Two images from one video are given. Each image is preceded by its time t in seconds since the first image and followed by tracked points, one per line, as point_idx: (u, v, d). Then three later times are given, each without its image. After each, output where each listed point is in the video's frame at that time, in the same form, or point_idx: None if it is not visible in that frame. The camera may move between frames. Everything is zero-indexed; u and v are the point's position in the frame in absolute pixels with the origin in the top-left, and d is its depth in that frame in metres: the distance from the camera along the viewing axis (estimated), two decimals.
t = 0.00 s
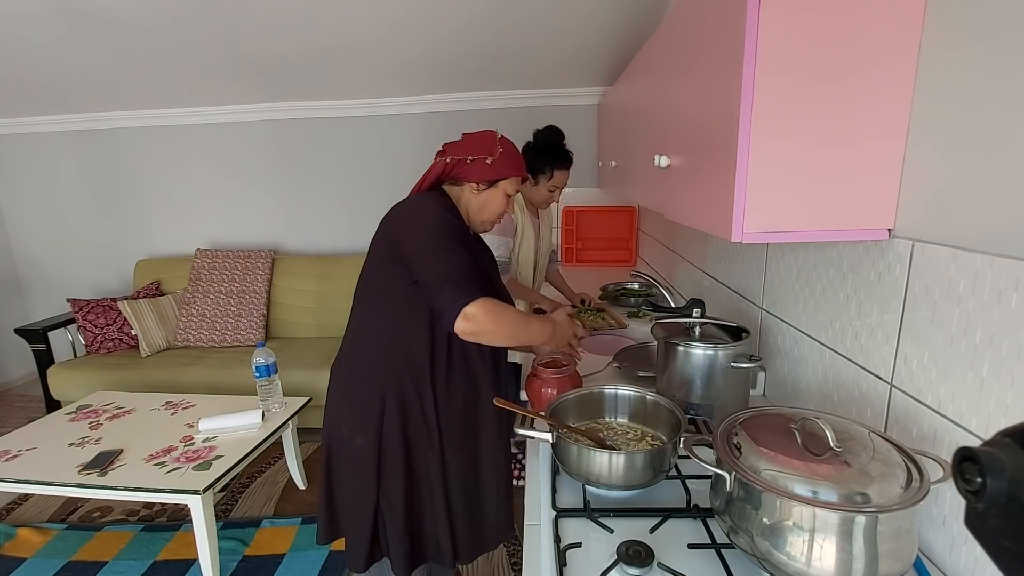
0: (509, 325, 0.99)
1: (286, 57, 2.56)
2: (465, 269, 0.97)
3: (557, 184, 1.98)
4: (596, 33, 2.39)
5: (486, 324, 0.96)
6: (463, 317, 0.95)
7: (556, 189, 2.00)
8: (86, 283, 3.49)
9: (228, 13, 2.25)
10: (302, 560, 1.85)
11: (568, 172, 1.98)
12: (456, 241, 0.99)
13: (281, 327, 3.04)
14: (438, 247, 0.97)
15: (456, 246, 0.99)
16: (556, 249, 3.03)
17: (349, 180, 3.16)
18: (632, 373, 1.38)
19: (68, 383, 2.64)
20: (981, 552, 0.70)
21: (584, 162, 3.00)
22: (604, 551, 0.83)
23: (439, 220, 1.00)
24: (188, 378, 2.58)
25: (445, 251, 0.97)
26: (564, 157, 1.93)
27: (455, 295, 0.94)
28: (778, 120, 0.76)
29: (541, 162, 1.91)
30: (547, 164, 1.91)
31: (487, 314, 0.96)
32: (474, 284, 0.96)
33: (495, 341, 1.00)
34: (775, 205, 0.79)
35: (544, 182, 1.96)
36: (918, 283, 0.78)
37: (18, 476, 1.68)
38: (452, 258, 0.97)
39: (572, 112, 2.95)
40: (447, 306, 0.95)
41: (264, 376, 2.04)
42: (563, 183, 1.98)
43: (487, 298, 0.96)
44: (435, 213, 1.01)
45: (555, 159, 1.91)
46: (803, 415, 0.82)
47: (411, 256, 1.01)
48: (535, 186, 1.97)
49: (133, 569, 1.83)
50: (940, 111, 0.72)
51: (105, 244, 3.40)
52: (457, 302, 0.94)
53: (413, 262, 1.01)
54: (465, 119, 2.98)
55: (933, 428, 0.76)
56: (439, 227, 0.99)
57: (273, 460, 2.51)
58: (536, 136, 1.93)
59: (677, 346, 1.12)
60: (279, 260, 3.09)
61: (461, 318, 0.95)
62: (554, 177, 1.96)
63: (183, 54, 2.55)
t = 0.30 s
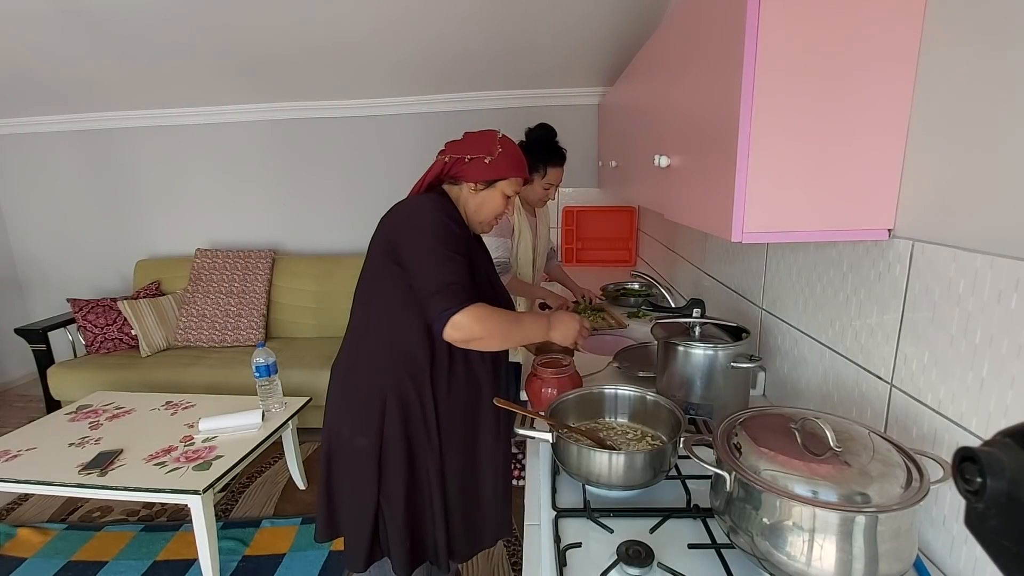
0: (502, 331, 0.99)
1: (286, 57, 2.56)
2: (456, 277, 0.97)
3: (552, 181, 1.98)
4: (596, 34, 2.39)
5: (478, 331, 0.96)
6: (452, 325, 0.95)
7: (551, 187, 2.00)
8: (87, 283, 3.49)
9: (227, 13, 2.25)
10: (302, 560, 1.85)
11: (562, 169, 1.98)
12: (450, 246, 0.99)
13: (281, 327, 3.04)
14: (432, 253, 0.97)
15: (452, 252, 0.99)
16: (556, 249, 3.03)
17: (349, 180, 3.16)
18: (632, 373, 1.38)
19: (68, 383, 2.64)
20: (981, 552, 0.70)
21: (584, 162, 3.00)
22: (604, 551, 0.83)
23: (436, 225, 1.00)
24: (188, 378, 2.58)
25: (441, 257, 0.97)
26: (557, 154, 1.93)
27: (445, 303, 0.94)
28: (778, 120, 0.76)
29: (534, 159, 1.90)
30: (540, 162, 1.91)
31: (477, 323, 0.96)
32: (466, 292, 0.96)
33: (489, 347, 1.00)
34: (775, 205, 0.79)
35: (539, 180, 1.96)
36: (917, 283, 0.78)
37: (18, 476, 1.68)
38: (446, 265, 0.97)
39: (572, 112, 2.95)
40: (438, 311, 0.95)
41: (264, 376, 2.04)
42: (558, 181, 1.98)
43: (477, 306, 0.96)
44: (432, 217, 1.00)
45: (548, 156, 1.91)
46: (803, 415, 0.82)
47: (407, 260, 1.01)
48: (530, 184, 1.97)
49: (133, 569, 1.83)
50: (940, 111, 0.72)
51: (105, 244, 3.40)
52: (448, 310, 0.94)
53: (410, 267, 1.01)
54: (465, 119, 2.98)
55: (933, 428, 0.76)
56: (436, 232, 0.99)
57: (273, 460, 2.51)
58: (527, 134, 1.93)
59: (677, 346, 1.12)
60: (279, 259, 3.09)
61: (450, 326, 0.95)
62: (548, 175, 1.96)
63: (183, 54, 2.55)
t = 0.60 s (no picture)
0: (471, 338, 0.98)
1: (285, 57, 2.56)
2: (432, 276, 0.96)
3: (552, 181, 1.98)
4: (596, 33, 2.39)
5: (446, 334, 0.95)
6: (419, 324, 0.95)
7: (551, 186, 1.99)
8: (87, 283, 3.49)
9: (227, 13, 2.25)
10: (302, 560, 1.85)
11: (562, 169, 1.97)
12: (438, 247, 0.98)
13: (281, 327, 3.04)
14: (417, 254, 0.97)
15: (440, 254, 0.98)
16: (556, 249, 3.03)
17: (349, 180, 3.15)
18: (632, 373, 1.38)
19: (68, 383, 2.64)
20: (981, 552, 0.70)
21: (584, 162, 3.00)
22: (604, 550, 0.83)
23: (425, 227, 0.99)
24: (188, 378, 2.58)
25: (427, 258, 0.97)
26: (557, 154, 1.93)
27: (420, 302, 0.94)
28: (778, 120, 0.76)
29: (534, 159, 1.90)
30: (541, 162, 1.91)
31: (446, 326, 0.95)
32: (442, 291, 0.96)
33: (458, 350, 0.99)
34: (775, 205, 0.79)
35: (539, 179, 1.95)
36: (917, 283, 0.78)
37: (18, 476, 1.68)
38: (428, 265, 0.96)
39: (572, 112, 2.95)
40: (409, 307, 0.94)
41: (264, 376, 2.04)
42: (559, 180, 1.97)
43: (448, 307, 0.95)
44: (426, 219, 1.00)
45: (547, 156, 1.90)
46: (803, 415, 0.82)
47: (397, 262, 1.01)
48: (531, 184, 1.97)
49: (133, 569, 1.83)
50: (941, 110, 0.72)
51: (105, 244, 3.40)
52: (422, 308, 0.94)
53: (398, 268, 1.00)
54: (465, 119, 2.98)
55: (933, 428, 0.76)
56: (428, 234, 0.99)
57: (273, 460, 2.51)
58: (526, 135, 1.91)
59: (677, 346, 1.12)
60: (279, 259, 3.09)
61: (419, 326, 0.95)
62: (549, 174, 1.95)
63: (183, 54, 2.55)
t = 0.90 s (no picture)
0: (468, 343, 0.98)
1: (286, 57, 2.56)
2: (428, 280, 0.95)
3: (559, 184, 1.98)
4: (596, 33, 2.39)
5: (443, 339, 0.95)
6: (416, 328, 0.94)
7: (559, 189, 2.00)
8: (87, 283, 3.49)
9: (227, 13, 2.25)
10: (302, 560, 1.85)
11: (570, 172, 1.98)
12: (434, 250, 0.98)
13: (281, 327, 3.04)
14: (413, 257, 0.96)
15: (435, 258, 0.98)
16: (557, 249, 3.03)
17: (349, 180, 3.15)
18: (632, 373, 1.38)
19: (68, 383, 2.64)
20: (981, 552, 0.70)
21: (584, 162, 3.00)
22: (604, 551, 0.83)
23: (422, 230, 0.99)
24: (188, 378, 2.58)
25: (422, 262, 0.96)
26: (564, 156, 1.93)
27: (417, 307, 0.93)
28: (778, 120, 0.76)
29: (542, 163, 1.92)
30: (548, 165, 1.92)
31: (443, 331, 0.94)
32: (437, 295, 0.95)
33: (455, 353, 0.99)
34: (775, 205, 0.79)
35: (547, 182, 1.96)
36: (918, 283, 0.78)
37: (18, 476, 1.68)
38: (423, 268, 0.96)
39: (573, 112, 2.95)
40: (405, 312, 0.94)
41: (264, 376, 2.04)
42: (566, 183, 1.97)
43: (445, 312, 0.95)
44: (422, 221, 1.00)
45: (555, 159, 1.91)
46: (803, 415, 0.82)
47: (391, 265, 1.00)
48: (538, 187, 1.98)
49: (133, 569, 1.83)
50: (941, 111, 0.72)
51: (105, 244, 3.40)
52: (416, 313, 0.93)
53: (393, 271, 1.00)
54: (465, 119, 2.98)
55: (933, 428, 0.76)
56: (424, 237, 0.99)
57: (273, 460, 2.51)
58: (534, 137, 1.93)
59: (677, 346, 1.12)
60: (279, 259, 3.09)
61: (416, 330, 0.95)
62: (556, 177, 1.96)
63: (183, 54, 2.55)
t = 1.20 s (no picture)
0: (475, 345, 0.97)
1: (286, 57, 2.56)
2: (432, 283, 0.95)
3: (562, 185, 1.99)
4: (596, 33, 2.39)
5: (452, 342, 0.95)
6: (423, 331, 0.94)
7: (561, 191, 2.00)
8: (87, 283, 3.49)
9: (227, 13, 2.25)
10: (302, 560, 1.85)
11: (572, 173, 1.99)
12: (435, 252, 0.98)
13: (281, 327, 3.04)
14: (414, 259, 0.96)
15: (436, 260, 0.98)
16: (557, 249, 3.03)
17: (349, 179, 3.15)
18: (632, 373, 1.38)
19: (68, 383, 2.64)
20: (981, 552, 0.70)
21: (584, 162, 3.00)
22: (605, 551, 0.83)
23: (422, 232, 0.99)
24: (188, 378, 2.58)
25: (424, 264, 0.96)
26: (566, 158, 1.94)
27: (422, 310, 0.93)
28: (777, 120, 0.76)
29: (545, 164, 1.92)
30: (551, 166, 1.93)
31: (449, 333, 0.95)
32: (441, 297, 0.95)
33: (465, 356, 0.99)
34: (775, 205, 0.79)
35: (549, 183, 1.96)
36: (917, 283, 0.78)
37: (18, 476, 1.68)
38: (425, 271, 0.96)
39: (573, 112, 2.95)
40: (410, 316, 0.94)
41: (264, 376, 2.03)
42: (568, 185, 1.98)
43: (451, 315, 0.95)
44: (421, 221, 1.00)
45: (558, 161, 1.92)
46: (803, 415, 0.82)
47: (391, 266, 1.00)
48: (540, 188, 1.98)
49: (133, 569, 1.83)
50: (941, 112, 0.72)
51: (105, 244, 3.40)
52: (422, 316, 0.93)
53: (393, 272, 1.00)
54: (465, 119, 2.98)
55: (933, 428, 0.76)
56: (424, 238, 0.99)
57: (273, 460, 2.51)
58: (537, 138, 1.94)
59: (677, 346, 1.12)
60: (279, 259, 3.09)
61: (424, 332, 0.94)
62: (559, 179, 1.96)
63: (183, 54, 2.55)
